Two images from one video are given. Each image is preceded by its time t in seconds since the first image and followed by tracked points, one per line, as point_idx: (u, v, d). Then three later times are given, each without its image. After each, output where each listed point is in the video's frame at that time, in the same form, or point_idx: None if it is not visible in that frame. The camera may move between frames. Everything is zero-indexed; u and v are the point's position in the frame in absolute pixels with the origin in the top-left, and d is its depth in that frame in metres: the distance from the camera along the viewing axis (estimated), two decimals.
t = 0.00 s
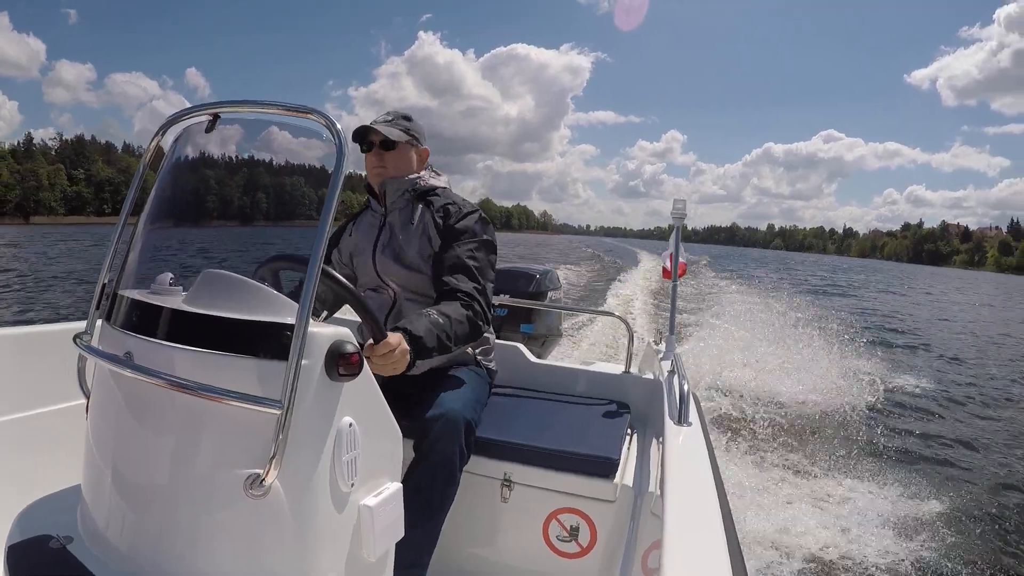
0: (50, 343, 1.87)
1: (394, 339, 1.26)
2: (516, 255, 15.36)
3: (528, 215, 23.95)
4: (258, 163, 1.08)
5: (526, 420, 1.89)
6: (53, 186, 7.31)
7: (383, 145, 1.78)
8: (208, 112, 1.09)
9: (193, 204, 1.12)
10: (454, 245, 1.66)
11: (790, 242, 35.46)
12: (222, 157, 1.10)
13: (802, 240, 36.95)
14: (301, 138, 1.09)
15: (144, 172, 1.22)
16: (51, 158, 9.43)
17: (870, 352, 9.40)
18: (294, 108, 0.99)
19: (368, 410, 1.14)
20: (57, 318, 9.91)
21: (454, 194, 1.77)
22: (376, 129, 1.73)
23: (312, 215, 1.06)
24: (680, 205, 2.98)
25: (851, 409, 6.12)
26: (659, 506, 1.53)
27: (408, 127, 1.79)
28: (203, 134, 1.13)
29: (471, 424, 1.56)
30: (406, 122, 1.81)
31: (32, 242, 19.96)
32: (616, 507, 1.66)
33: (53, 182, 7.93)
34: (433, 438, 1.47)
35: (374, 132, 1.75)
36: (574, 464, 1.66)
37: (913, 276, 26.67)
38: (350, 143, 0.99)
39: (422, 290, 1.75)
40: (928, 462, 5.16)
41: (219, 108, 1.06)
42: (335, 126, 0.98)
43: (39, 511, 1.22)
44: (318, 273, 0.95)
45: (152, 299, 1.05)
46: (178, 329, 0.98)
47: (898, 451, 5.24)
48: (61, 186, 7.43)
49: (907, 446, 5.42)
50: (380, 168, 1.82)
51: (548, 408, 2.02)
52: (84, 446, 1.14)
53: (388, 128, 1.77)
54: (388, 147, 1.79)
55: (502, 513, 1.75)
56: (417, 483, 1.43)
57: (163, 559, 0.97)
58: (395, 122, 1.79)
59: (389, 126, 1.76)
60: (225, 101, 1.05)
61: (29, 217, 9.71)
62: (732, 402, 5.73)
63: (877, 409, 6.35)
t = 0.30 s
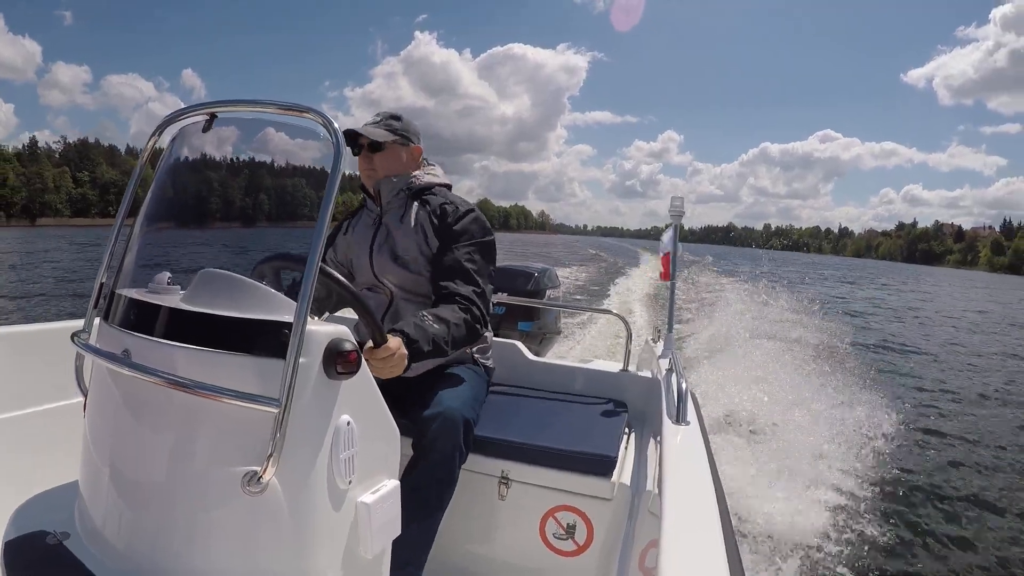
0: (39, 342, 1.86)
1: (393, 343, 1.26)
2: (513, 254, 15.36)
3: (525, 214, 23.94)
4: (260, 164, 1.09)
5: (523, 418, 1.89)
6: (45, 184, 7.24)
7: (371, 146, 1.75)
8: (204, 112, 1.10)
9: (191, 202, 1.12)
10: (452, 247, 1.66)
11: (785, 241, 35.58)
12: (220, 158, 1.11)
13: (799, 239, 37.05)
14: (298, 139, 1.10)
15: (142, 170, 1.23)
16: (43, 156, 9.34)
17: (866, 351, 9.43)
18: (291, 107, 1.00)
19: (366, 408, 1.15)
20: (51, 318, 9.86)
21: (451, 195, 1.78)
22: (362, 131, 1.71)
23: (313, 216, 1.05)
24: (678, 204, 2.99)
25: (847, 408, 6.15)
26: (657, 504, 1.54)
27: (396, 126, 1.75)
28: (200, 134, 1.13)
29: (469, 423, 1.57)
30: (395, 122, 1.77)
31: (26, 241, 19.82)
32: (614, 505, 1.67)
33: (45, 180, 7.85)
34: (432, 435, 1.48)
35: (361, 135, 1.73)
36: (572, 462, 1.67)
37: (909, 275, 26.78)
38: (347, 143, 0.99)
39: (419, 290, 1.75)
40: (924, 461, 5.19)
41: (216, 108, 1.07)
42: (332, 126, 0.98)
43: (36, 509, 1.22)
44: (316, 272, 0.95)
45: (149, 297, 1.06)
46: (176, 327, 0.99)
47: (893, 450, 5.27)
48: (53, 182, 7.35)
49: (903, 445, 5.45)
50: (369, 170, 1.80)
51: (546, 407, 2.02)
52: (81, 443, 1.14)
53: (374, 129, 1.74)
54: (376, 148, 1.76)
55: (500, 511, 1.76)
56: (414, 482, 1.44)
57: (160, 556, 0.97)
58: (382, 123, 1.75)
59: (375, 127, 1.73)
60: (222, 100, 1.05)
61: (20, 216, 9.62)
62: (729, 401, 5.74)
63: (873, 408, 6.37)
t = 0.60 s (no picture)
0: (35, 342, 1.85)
1: (391, 343, 1.27)
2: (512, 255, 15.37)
3: (524, 214, 23.95)
4: (262, 167, 1.09)
5: (521, 419, 1.90)
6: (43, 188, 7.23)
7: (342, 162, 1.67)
8: (201, 114, 1.10)
9: (189, 204, 1.12)
10: (449, 250, 1.67)
11: (783, 240, 35.66)
12: (218, 161, 1.11)
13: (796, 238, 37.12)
14: (294, 141, 1.10)
15: (138, 170, 1.23)
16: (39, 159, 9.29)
17: (863, 350, 9.46)
18: (288, 109, 1.00)
19: (364, 409, 1.15)
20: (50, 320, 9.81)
21: (446, 197, 1.77)
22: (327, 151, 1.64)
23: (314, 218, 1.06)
24: (675, 205, 3.00)
25: (846, 407, 6.16)
26: (655, 505, 1.54)
27: (360, 139, 1.61)
28: (198, 136, 1.14)
29: (468, 424, 1.57)
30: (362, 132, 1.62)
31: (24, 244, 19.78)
32: (612, 506, 1.67)
33: (42, 182, 7.83)
34: (430, 436, 1.48)
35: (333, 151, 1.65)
36: (570, 463, 1.68)
37: (906, 274, 26.85)
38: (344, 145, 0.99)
39: (417, 291, 1.75)
40: (921, 459, 5.20)
41: (211, 110, 1.07)
42: (329, 127, 0.99)
43: (34, 510, 1.22)
44: (313, 272, 0.95)
45: (147, 299, 1.06)
46: (175, 328, 0.99)
47: (892, 448, 5.29)
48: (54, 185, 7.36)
49: (901, 443, 5.46)
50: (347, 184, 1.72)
51: (545, 408, 2.03)
52: (79, 444, 1.14)
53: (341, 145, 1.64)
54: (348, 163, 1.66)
55: (498, 511, 1.76)
56: (413, 483, 1.44)
57: (159, 557, 0.97)
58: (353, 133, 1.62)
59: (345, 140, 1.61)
60: (218, 103, 1.06)
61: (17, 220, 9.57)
62: (728, 401, 5.75)
63: (871, 407, 6.39)
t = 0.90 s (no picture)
0: (34, 340, 1.85)
1: (390, 342, 1.27)
2: (512, 253, 15.38)
3: (524, 213, 23.96)
4: (266, 167, 1.09)
5: (521, 418, 1.90)
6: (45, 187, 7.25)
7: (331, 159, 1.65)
8: (199, 112, 1.10)
9: (186, 202, 1.12)
10: (437, 246, 1.66)
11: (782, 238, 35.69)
12: (217, 159, 1.11)
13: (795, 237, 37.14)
14: (292, 140, 1.10)
15: (137, 170, 1.23)
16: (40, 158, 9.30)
17: (862, 347, 9.47)
18: (288, 107, 1.00)
19: (363, 408, 1.15)
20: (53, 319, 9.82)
21: (430, 192, 1.76)
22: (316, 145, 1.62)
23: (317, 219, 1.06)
24: (675, 203, 2.99)
25: (845, 405, 6.17)
26: (654, 504, 1.54)
27: (351, 137, 1.61)
28: (197, 135, 1.14)
29: (464, 422, 1.57)
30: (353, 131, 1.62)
31: (25, 243, 19.77)
32: (612, 505, 1.68)
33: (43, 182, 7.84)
34: (428, 434, 1.49)
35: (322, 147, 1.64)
36: (569, 462, 1.68)
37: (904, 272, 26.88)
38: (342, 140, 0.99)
39: (410, 290, 1.75)
40: (921, 456, 5.21)
41: (210, 107, 1.07)
42: (328, 124, 0.99)
43: (34, 509, 1.22)
44: (313, 271, 0.95)
45: (146, 298, 1.06)
46: (174, 327, 0.99)
47: (891, 446, 5.30)
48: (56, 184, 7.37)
49: (900, 441, 5.47)
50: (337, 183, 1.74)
51: (544, 407, 2.03)
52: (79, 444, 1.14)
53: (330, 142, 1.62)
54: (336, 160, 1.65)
55: (498, 510, 1.76)
56: (411, 482, 1.44)
57: (158, 556, 0.97)
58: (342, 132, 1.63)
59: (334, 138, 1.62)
60: (218, 101, 1.06)
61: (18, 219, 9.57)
62: (727, 399, 5.76)
63: (870, 404, 6.39)
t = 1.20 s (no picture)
0: (30, 338, 1.85)
1: (391, 341, 1.27)
2: (511, 254, 15.38)
3: (524, 213, 23.95)
4: (271, 166, 1.09)
5: (521, 417, 1.89)
6: (46, 186, 7.25)
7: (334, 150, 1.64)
8: (199, 110, 1.09)
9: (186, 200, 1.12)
10: (428, 242, 1.66)
11: (781, 240, 35.73)
12: (218, 158, 1.10)
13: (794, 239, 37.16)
14: (293, 138, 1.10)
15: (138, 168, 1.23)
16: (41, 158, 9.29)
17: (861, 350, 9.48)
18: (289, 105, 1.00)
19: (363, 407, 1.15)
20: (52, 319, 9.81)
21: (419, 188, 1.76)
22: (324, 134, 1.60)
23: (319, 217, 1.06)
24: (675, 204, 3.00)
25: (844, 407, 6.18)
26: (654, 504, 1.54)
27: (361, 131, 1.66)
28: (197, 133, 1.14)
29: (461, 419, 1.57)
30: (360, 126, 1.67)
31: (25, 242, 19.75)
32: (611, 505, 1.67)
33: (44, 180, 7.84)
34: (428, 433, 1.48)
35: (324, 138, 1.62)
36: (569, 461, 1.68)
37: (903, 274, 26.91)
38: (343, 138, 0.99)
39: (404, 287, 1.74)
40: (920, 458, 5.21)
41: (212, 105, 1.07)
42: (329, 122, 0.98)
43: (32, 507, 1.22)
44: (314, 269, 0.95)
45: (146, 296, 1.06)
46: (174, 325, 0.99)
47: (890, 448, 5.30)
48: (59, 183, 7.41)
49: (899, 442, 5.46)
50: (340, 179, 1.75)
51: (543, 406, 2.02)
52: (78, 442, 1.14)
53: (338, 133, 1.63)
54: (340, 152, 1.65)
55: (497, 510, 1.76)
56: (410, 480, 1.44)
57: (158, 554, 0.97)
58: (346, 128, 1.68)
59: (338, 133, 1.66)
60: (219, 99, 1.05)
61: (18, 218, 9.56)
62: (727, 400, 5.76)
63: (870, 407, 6.40)
